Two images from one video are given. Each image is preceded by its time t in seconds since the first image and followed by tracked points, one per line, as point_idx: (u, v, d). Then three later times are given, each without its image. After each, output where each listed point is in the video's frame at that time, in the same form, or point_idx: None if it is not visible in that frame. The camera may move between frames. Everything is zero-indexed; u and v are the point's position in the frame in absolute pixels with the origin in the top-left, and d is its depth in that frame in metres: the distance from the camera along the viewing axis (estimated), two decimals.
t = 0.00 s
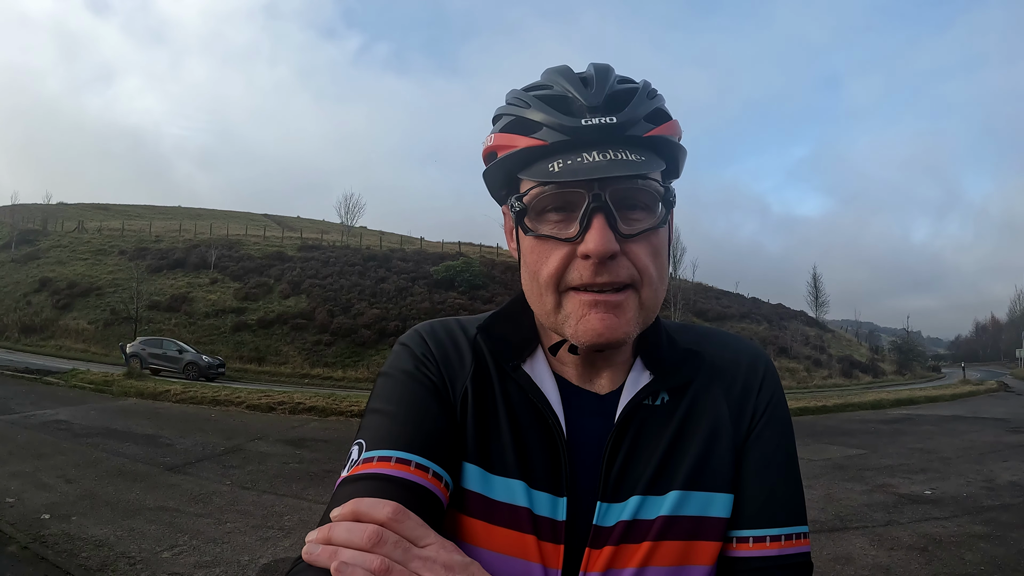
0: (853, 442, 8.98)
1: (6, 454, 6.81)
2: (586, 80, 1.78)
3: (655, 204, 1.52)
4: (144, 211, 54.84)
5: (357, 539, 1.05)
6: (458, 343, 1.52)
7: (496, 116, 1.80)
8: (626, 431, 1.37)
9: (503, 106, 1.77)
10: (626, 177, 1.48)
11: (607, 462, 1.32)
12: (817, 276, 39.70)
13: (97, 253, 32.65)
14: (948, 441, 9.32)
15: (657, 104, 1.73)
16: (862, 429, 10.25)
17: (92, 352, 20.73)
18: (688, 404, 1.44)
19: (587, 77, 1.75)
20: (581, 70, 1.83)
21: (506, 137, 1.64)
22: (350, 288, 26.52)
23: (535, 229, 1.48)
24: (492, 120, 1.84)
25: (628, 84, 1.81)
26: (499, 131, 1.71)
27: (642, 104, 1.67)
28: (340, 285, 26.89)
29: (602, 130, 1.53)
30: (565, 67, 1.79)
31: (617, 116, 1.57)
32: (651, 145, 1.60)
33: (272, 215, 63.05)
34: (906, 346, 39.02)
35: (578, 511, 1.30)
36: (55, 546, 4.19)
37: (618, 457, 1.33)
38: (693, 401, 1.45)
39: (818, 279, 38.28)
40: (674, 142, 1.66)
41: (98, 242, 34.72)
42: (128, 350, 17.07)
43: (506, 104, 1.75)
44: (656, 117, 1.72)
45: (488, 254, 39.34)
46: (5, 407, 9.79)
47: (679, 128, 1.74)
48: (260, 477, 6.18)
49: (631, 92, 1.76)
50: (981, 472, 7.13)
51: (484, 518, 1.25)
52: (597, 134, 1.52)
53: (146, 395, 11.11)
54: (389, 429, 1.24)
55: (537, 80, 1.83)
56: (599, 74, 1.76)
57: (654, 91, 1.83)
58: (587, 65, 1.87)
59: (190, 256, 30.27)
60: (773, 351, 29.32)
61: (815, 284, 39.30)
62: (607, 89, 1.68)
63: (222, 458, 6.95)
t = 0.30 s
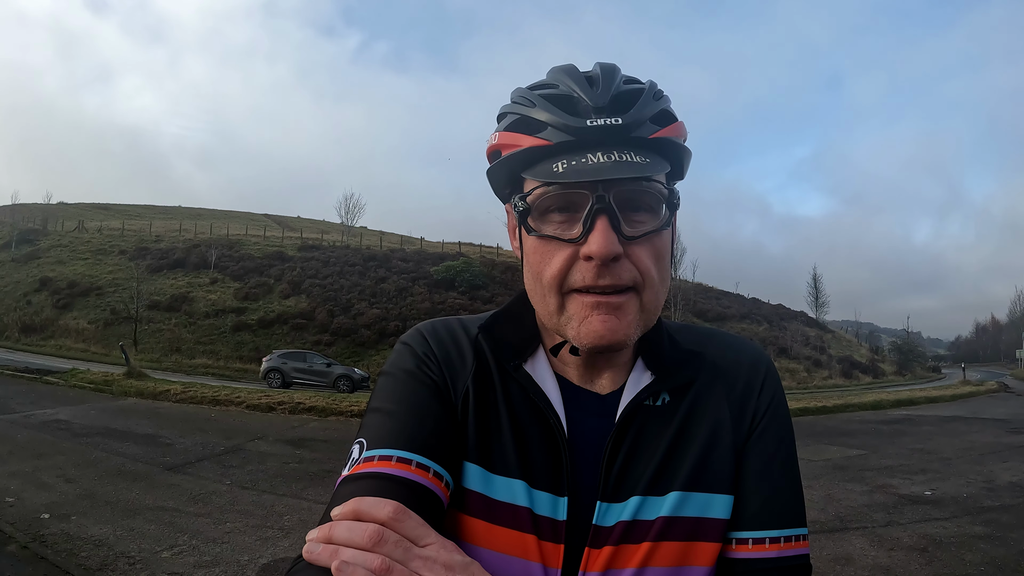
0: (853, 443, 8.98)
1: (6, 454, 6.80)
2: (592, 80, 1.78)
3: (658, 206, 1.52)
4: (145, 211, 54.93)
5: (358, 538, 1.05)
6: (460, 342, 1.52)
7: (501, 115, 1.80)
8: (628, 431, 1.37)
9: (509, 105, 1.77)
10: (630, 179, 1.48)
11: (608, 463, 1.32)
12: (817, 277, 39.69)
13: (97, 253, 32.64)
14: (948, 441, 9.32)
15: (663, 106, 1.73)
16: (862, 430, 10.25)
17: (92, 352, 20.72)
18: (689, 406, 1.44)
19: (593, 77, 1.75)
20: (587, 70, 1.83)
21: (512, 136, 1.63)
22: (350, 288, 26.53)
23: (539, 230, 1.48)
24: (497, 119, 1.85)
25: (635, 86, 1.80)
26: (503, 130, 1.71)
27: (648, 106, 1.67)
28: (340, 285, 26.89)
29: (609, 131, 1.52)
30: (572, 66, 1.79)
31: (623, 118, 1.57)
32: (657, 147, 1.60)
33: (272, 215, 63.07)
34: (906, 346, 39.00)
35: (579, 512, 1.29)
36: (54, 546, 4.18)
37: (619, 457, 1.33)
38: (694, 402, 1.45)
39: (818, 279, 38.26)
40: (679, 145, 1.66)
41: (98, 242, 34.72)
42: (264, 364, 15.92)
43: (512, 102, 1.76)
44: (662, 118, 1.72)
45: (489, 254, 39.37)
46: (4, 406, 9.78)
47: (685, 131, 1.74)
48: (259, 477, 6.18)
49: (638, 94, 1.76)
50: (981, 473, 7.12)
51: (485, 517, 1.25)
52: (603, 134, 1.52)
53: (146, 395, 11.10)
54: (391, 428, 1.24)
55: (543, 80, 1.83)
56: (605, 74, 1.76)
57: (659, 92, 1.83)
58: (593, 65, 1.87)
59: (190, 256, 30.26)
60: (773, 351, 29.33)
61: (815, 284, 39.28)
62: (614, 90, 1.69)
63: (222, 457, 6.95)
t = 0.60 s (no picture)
0: (853, 444, 8.98)
1: (5, 453, 6.80)
2: (596, 83, 1.78)
3: (661, 209, 1.52)
4: (146, 211, 54.94)
5: (359, 539, 1.05)
6: (462, 344, 1.52)
7: (505, 117, 1.80)
8: (630, 432, 1.37)
9: (512, 107, 1.77)
10: (634, 182, 1.47)
11: (611, 464, 1.32)
12: (817, 278, 39.68)
13: (97, 252, 32.63)
14: (948, 442, 9.33)
15: (667, 109, 1.74)
16: (862, 430, 10.26)
17: (92, 352, 20.71)
18: (691, 408, 1.44)
19: (597, 78, 1.76)
20: (590, 73, 1.84)
21: (515, 138, 1.63)
22: (350, 288, 26.54)
23: (541, 232, 1.48)
24: (500, 121, 1.84)
25: (638, 89, 1.80)
26: (507, 132, 1.71)
27: (651, 109, 1.67)
28: (340, 285, 26.89)
29: (612, 134, 1.52)
30: (575, 69, 1.79)
31: (626, 121, 1.57)
32: (659, 150, 1.60)
33: (272, 215, 63.10)
34: (906, 347, 39.00)
35: (580, 513, 1.29)
36: (54, 545, 4.18)
37: (621, 458, 1.33)
38: (696, 402, 1.45)
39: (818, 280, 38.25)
40: (682, 147, 1.65)
41: (98, 242, 34.71)
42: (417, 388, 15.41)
43: (515, 104, 1.76)
44: (665, 122, 1.72)
45: (490, 254, 39.46)
46: (4, 406, 9.76)
47: (687, 134, 1.74)
48: (259, 478, 6.17)
49: (641, 97, 1.75)
50: (981, 474, 7.13)
51: (486, 519, 1.25)
52: (606, 138, 1.52)
53: (145, 395, 11.09)
54: (392, 429, 1.24)
55: (546, 81, 1.83)
56: (609, 76, 1.76)
57: (663, 95, 1.84)
58: (597, 68, 1.87)
59: (190, 256, 30.26)
60: (773, 352, 29.34)
61: (815, 285, 39.28)
62: (617, 93, 1.69)
63: (221, 457, 6.95)
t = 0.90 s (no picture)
0: (854, 445, 8.97)
1: (6, 453, 6.81)
2: (596, 85, 1.78)
3: (661, 207, 1.52)
4: (146, 211, 54.98)
5: (361, 539, 1.06)
6: (466, 344, 1.52)
7: (506, 119, 1.80)
8: (633, 431, 1.37)
9: (513, 109, 1.78)
10: (632, 180, 1.47)
11: (615, 463, 1.32)
12: (818, 278, 39.65)
13: (98, 253, 32.65)
14: (949, 443, 9.32)
15: (666, 108, 1.74)
16: (862, 431, 10.26)
17: (92, 352, 20.73)
18: (694, 406, 1.44)
19: (597, 81, 1.76)
20: (590, 75, 1.84)
21: (516, 139, 1.63)
22: (350, 289, 26.55)
23: (542, 231, 1.49)
24: (502, 122, 1.84)
25: (637, 90, 1.80)
26: (508, 134, 1.71)
27: (650, 109, 1.67)
28: (341, 285, 26.90)
29: (611, 135, 1.53)
30: (575, 72, 1.79)
31: (625, 120, 1.58)
32: (660, 149, 1.61)
33: (272, 215, 63.14)
34: (906, 348, 38.98)
35: (583, 512, 1.30)
36: (54, 545, 4.19)
37: (626, 457, 1.33)
38: (700, 401, 1.45)
39: (818, 280, 38.21)
40: (682, 146, 1.66)
41: (98, 241, 34.74)
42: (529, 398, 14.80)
43: (516, 107, 1.76)
44: (665, 121, 1.72)
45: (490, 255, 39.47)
46: (5, 406, 9.78)
47: (687, 134, 1.74)
48: (260, 478, 6.18)
49: (639, 97, 1.76)
50: (981, 475, 7.13)
51: (490, 519, 1.25)
52: (605, 137, 1.53)
53: (146, 395, 11.10)
54: (396, 431, 1.24)
55: (546, 85, 1.84)
56: (608, 78, 1.76)
57: (662, 96, 1.84)
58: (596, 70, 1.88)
59: (191, 256, 30.27)
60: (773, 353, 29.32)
61: (815, 285, 39.26)
62: (617, 94, 1.70)
63: (221, 458, 6.95)
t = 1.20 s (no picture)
0: (854, 446, 8.98)
1: (6, 453, 6.81)
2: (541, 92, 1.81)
3: (628, 190, 1.52)
4: (147, 211, 55.01)
5: (371, 541, 1.06)
6: (470, 344, 1.53)
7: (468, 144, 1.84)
8: (639, 429, 1.38)
9: (471, 134, 1.81)
10: (589, 169, 1.48)
11: (621, 461, 1.33)
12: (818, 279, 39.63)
13: (99, 253, 32.67)
14: (949, 444, 9.34)
15: (614, 95, 1.74)
16: (863, 432, 10.28)
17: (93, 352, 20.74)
18: (698, 402, 1.45)
19: (541, 88, 1.78)
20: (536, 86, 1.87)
21: (478, 158, 1.66)
22: (351, 289, 26.57)
23: (516, 239, 1.51)
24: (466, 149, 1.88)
25: (583, 87, 1.81)
26: (470, 158, 1.75)
27: (595, 100, 1.68)
28: (341, 286, 26.92)
29: (559, 131, 1.54)
30: (521, 84, 1.83)
31: (570, 116, 1.59)
32: (613, 135, 1.61)
33: (273, 216, 63.21)
34: (906, 349, 38.96)
35: (590, 511, 1.30)
36: (55, 546, 4.19)
37: (632, 455, 1.34)
38: (703, 399, 1.46)
39: (819, 281, 38.19)
40: (638, 128, 1.65)
41: (99, 242, 34.76)
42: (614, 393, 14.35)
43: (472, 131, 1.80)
44: (614, 108, 1.73)
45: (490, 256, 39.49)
46: (5, 406, 9.79)
47: (643, 115, 1.74)
48: (260, 478, 6.19)
49: (584, 92, 1.76)
50: (982, 476, 7.13)
51: (497, 519, 1.26)
52: (554, 135, 1.54)
53: (147, 396, 11.11)
54: (402, 432, 1.25)
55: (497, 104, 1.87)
56: (553, 82, 1.79)
57: (610, 84, 1.84)
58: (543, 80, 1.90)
59: (191, 257, 30.29)
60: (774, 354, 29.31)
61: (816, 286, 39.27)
62: (561, 94, 1.71)
63: (222, 458, 6.96)
